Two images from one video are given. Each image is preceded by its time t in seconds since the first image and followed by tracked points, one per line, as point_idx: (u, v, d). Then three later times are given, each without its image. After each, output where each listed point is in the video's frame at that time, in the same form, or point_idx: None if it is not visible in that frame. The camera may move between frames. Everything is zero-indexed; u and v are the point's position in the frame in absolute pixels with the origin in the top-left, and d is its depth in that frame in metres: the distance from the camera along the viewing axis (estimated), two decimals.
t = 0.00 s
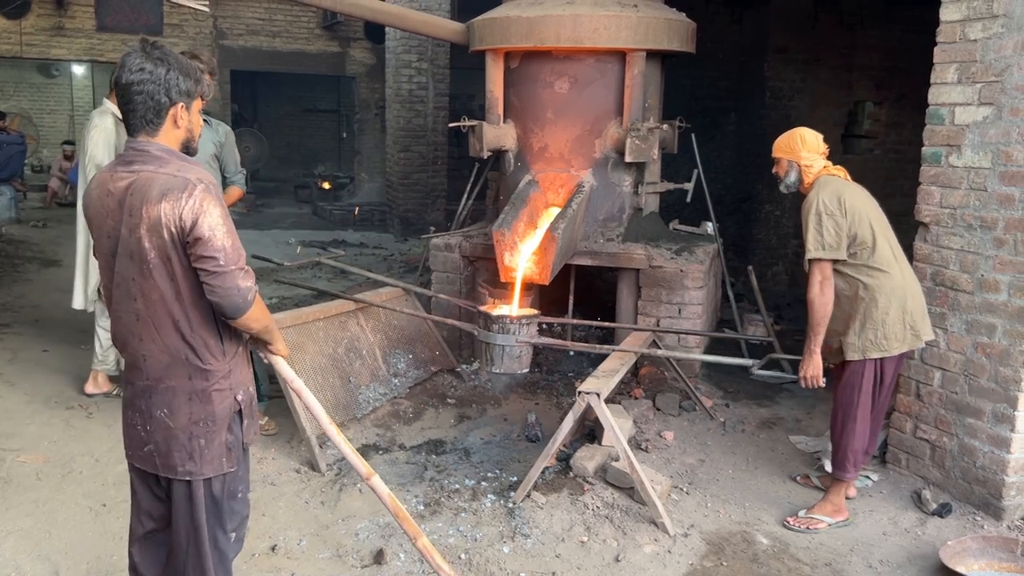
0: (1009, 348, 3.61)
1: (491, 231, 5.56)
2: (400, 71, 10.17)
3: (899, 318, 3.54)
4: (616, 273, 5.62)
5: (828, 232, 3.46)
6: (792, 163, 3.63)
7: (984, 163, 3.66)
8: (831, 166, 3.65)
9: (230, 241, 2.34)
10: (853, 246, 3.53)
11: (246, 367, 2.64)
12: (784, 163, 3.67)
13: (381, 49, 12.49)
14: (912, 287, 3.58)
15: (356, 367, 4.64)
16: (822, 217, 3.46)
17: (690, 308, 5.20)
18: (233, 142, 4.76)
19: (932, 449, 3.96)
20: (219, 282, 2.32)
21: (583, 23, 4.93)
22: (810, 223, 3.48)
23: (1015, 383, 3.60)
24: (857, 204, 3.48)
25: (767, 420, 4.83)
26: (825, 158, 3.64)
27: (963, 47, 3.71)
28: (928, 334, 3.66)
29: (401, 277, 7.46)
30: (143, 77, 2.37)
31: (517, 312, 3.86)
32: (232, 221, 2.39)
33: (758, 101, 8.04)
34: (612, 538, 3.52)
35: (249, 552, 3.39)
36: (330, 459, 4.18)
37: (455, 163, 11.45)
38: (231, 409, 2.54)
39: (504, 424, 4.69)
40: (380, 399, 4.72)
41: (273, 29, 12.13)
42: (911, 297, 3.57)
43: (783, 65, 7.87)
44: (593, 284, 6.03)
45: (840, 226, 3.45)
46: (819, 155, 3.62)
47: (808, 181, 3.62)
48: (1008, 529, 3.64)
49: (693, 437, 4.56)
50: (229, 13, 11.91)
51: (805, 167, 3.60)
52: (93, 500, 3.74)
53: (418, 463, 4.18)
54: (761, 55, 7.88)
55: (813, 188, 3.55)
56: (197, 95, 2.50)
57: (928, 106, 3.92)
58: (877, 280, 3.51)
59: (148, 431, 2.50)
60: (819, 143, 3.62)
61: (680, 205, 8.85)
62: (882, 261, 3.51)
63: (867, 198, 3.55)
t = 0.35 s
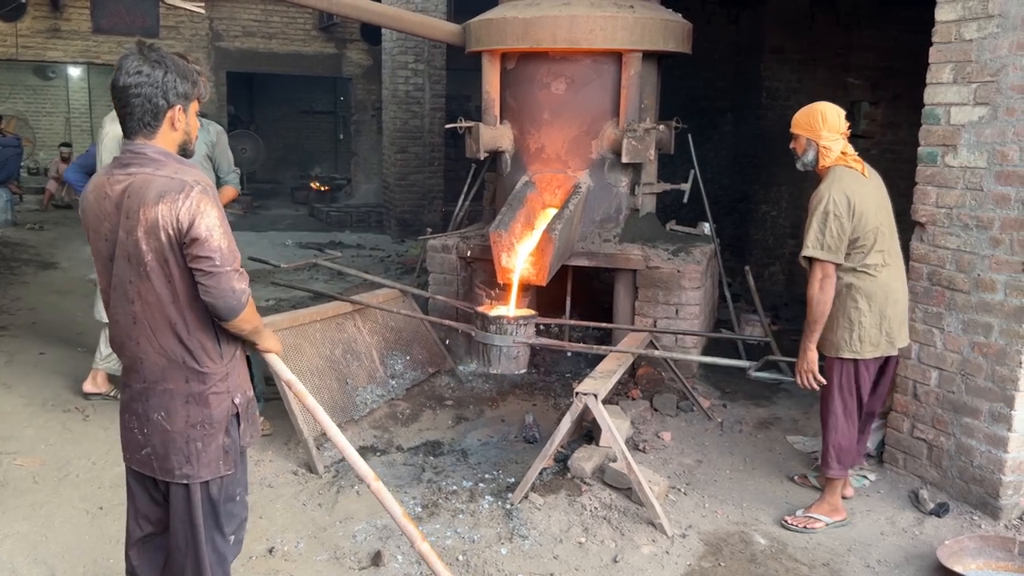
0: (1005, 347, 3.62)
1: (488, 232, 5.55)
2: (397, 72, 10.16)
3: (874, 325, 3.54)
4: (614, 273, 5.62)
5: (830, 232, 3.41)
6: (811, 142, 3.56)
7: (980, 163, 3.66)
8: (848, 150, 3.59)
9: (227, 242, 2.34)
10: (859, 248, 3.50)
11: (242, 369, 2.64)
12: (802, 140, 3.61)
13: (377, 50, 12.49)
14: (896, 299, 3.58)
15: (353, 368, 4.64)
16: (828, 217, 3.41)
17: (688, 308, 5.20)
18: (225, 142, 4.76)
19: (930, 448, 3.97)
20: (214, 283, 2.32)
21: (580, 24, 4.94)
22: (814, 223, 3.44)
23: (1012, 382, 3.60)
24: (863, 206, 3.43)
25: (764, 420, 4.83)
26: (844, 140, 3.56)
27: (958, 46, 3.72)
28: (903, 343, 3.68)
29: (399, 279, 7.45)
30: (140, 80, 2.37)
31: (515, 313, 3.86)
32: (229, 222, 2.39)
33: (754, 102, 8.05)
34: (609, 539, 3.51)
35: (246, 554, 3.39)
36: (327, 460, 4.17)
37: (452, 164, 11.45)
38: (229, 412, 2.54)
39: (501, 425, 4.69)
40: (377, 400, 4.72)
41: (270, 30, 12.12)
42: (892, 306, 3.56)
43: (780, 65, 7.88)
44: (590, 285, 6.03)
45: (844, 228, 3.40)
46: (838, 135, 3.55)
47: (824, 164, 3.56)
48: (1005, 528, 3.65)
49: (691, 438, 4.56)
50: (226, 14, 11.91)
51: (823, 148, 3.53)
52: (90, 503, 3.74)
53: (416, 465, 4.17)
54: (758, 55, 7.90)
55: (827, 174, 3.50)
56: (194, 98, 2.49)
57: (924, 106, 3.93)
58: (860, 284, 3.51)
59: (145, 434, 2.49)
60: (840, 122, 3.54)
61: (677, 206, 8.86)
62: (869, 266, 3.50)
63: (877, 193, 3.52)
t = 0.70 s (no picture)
0: (1000, 347, 3.62)
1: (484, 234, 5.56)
2: (393, 74, 10.16)
3: (854, 332, 3.52)
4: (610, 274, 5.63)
5: (834, 240, 3.39)
6: (819, 139, 3.53)
7: (974, 163, 3.67)
8: (859, 148, 3.54)
9: (219, 247, 2.34)
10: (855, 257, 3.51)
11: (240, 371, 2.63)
12: (811, 137, 3.57)
13: (373, 52, 12.49)
14: (881, 308, 3.57)
15: (350, 370, 4.64)
16: (835, 226, 3.39)
17: (683, 309, 5.20)
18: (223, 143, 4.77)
19: (925, 448, 3.97)
20: (207, 289, 2.32)
21: (576, 25, 4.94)
22: (820, 232, 3.41)
23: (1007, 382, 3.60)
24: (868, 215, 3.42)
25: (760, 421, 4.84)
26: (854, 137, 3.52)
27: (952, 47, 3.73)
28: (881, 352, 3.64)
29: (395, 281, 7.45)
30: (138, 82, 2.36)
31: (511, 314, 3.85)
32: (222, 227, 2.38)
33: (750, 102, 8.06)
34: (606, 540, 3.51)
35: (242, 557, 3.38)
36: (323, 462, 4.17)
37: (449, 165, 11.46)
38: (227, 414, 2.54)
39: (498, 426, 4.68)
40: (374, 402, 4.72)
41: (266, 32, 12.12)
42: (874, 315, 3.55)
43: (775, 66, 7.89)
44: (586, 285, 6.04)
45: (850, 239, 3.39)
46: (847, 132, 3.51)
47: (832, 163, 3.52)
48: (1001, 527, 3.66)
49: (688, 438, 4.56)
50: (222, 17, 11.90)
51: (832, 146, 3.49)
52: (85, 506, 3.73)
53: (412, 467, 4.17)
54: (753, 56, 7.94)
55: (834, 175, 3.47)
56: (190, 102, 2.50)
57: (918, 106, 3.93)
58: (845, 289, 3.52)
59: (143, 438, 2.49)
60: (850, 119, 3.49)
61: (673, 206, 8.87)
62: (858, 274, 3.51)
63: (881, 195, 3.51)
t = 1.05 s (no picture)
0: (995, 347, 3.63)
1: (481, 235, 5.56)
2: (390, 76, 10.17)
3: (850, 333, 3.53)
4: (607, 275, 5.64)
5: (828, 243, 3.41)
6: (813, 140, 3.54)
7: (969, 163, 3.69)
8: (853, 150, 3.54)
9: (218, 243, 2.35)
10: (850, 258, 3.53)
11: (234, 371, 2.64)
12: (805, 138, 3.58)
13: (370, 54, 12.51)
14: (878, 310, 3.59)
15: (347, 372, 4.65)
16: (828, 228, 3.40)
17: (680, 310, 5.21)
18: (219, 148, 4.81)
19: (921, 448, 3.99)
20: (207, 284, 2.32)
21: (571, 27, 4.95)
22: (813, 234, 3.43)
23: (1002, 381, 3.62)
24: (862, 218, 3.43)
25: (758, 421, 4.85)
26: (848, 138, 3.52)
27: (946, 47, 3.74)
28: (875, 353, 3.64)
29: (392, 283, 7.47)
30: (133, 86, 2.36)
31: (508, 316, 3.86)
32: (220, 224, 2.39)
33: (746, 103, 8.08)
34: (604, 540, 3.52)
35: (240, 559, 3.38)
36: (321, 464, 4.17)
37: (446, 167, 11.47)
38: (222, 414, 2.55)
39: (496, 427, 4.69)
40: (371, 404, 4.73)
41: (263, 35, 12.14)
42: (869, 316, 3.56)
43: (771, 67, 7.91)
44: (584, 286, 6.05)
45: (843, 241, 3.40)
46: (841, 134, 3.51)
47: (825, 165, 3.53)
48: (997, 526, 3.67)
49: (685, 439, 4.57)
50: (219, 20, 11.92)
51: (825, 147, 3.50)
52: (83, 509, 3.73)
53: (410, 468, 4.17)
54: (749, 57, 7.97)
55: (828, 177, 3.49)
56: (186, 105, 2.49)
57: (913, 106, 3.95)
58: (839, 290, 3.53)
59: (139, 439, 2.49)
60: (844, 121, 3.50)
61: (670, 207, 8.89)
62: (853, 276, 3.52)
63: (876, 199, 3.52)
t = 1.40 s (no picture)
0: (992, 346, 3.64)
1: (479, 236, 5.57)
2: (388, 77, 10.17)
3: (848, 334, 3.53)
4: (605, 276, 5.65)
5: (825, 244, 3.42)
6: (810, 140, 3.53)
7: (965, 163, 3.69)
8: (850, 151, 3.54)
9: (213, 228, 2.32)
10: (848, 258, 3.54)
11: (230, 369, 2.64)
12: (802, 138, 3.58)
13: (368, 55, 12.54)
14: (876, 312, 3.59)
15: (345, 374, 4.65)
16: (825, 228, 3.41)
17: (678, 310, 5.22)
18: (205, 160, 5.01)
19: (919, 447, 3.99)
20: (201, 263, 2.27)
21: (568, 28, 4.95)
22: (810, 233, 3.44)
23: (1000, 381, 3.62)
24: (859, 218, 3.44)
25: (756, 421, 4.85)
26: (846, 139, 3.52)
27: (942, 47, 3.75)
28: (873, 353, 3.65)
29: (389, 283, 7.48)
30: (127, 86, 2.38)
31: (506, 316, 3.86)
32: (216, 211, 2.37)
33: (743, 104, 8.09)
34: (602, 541, 3.52)
35: (239, 561, 3.38)
36: (319, 466, 4.17)
37: (444, 168, 11.48)
38: (220, 412, 2.55)
39: (494, 428, 4.69)
40: (369, 405, 4.73)
41: (261, 36, 12.15)
42: (867, 316, 3.56)
43: (769, 68, 7.92)
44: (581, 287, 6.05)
45: (840, 241, 3.41)
46: (839, 135, 3.51)
47: (823, 166, 3.53)
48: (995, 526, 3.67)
49: (683, 439, 4.57)
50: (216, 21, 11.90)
51: (822, 148, 3.50)
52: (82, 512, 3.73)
53: (408, 469, 4.17)
54: (747, 58, 7.97)
55: (825, 178, 3.49)
56: (179, 106, 2.51)
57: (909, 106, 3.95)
58: (837, 291, 3.54)
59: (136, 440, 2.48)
60: (842, 121, 3.49)
61: (667, 208, 8.90)
62: (851, 277, 3.52)
63: (873, 199, 3.53)
